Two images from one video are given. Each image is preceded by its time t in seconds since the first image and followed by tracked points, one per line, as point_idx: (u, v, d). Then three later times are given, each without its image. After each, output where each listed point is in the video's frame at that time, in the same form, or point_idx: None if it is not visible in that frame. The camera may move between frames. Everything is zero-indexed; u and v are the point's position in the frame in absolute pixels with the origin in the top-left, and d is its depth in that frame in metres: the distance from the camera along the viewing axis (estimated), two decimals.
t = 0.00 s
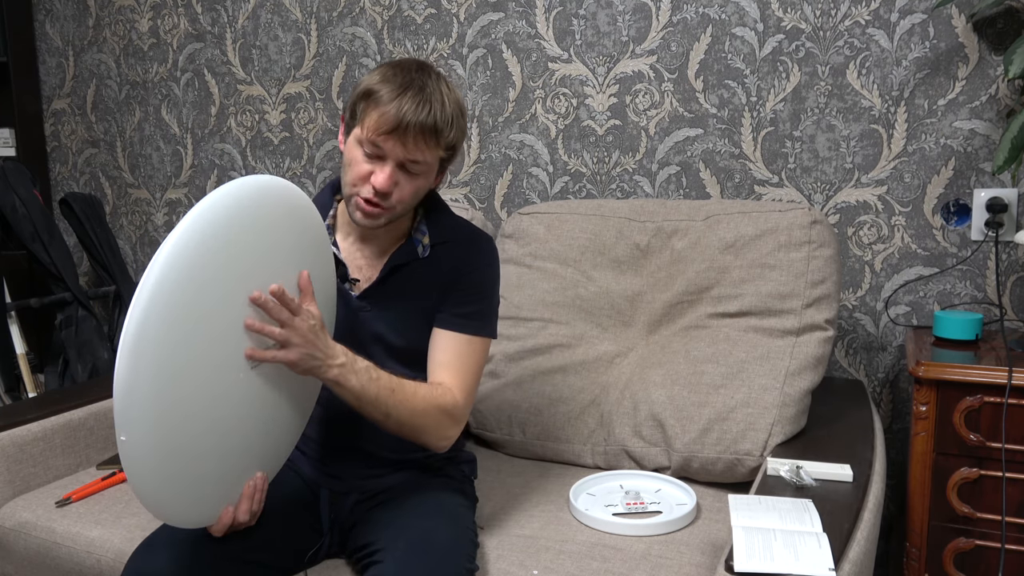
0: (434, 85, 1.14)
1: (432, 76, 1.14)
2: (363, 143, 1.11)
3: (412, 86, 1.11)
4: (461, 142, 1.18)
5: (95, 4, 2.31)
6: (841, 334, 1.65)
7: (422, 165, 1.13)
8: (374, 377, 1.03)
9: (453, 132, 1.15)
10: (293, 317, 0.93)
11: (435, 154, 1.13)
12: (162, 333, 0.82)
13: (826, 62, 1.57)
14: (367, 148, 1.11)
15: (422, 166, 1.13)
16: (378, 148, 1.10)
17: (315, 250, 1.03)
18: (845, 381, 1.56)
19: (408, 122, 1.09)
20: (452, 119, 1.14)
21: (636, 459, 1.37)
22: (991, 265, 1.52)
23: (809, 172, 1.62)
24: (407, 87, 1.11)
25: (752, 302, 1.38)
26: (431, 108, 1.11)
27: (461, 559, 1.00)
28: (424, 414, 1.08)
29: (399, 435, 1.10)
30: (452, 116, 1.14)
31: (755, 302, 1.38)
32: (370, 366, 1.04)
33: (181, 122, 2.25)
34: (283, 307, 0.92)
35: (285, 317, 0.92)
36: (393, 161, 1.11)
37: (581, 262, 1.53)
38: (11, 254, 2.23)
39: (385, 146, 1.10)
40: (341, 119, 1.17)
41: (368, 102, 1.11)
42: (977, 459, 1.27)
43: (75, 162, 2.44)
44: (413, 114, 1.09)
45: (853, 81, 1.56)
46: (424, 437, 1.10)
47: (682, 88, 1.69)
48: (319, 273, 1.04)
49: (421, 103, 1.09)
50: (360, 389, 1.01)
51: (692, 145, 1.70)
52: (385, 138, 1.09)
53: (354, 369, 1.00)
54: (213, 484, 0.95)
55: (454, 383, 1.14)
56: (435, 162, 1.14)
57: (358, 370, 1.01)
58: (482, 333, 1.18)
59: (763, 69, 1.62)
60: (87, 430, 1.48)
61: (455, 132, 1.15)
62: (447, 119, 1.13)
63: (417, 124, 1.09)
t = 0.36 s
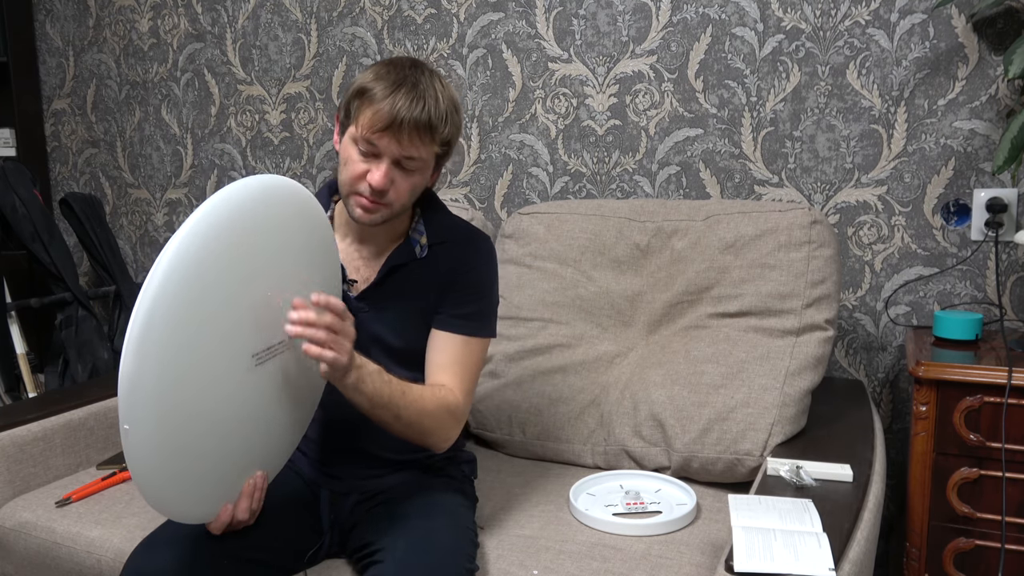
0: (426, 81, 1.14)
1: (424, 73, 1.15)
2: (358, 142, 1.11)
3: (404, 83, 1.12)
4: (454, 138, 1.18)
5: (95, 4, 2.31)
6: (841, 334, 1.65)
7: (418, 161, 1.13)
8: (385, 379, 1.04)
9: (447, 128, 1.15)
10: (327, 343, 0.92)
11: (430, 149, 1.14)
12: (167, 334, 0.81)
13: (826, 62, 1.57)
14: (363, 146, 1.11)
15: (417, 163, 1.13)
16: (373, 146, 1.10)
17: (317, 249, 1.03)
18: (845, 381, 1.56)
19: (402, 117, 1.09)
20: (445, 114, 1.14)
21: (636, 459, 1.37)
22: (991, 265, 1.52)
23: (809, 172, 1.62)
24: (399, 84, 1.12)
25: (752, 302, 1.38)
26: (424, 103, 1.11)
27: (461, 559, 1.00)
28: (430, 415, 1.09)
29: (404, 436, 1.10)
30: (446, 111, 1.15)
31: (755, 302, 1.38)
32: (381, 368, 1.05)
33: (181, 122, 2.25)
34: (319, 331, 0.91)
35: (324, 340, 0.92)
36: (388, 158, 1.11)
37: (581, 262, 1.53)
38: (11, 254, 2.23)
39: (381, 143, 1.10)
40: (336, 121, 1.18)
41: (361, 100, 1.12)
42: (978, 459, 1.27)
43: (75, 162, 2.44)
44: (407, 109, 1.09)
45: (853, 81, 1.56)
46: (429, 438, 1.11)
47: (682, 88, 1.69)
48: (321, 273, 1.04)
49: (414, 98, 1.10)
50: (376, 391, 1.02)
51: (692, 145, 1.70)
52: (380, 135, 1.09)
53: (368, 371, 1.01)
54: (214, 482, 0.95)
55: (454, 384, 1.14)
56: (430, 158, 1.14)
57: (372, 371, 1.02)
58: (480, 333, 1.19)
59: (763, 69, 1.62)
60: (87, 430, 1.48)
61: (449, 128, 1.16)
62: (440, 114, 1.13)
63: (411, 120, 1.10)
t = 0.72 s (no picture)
0: (419, 79, 1.14)
1: (416, 71, 1.15)
2: (353, 143, 1.11)
3: (398, 82, 1.12)
4: (449, 135, 1.18)
5: (94, 3, 2.31)
6: (841, 334, 1.65)
7: (414, 160, 1.13)
8: (392, 377, 1.03)
9: (442, 125, 1.16)
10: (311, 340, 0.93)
11: (425, 148, 1.14)
12: (190, 334, 0.82)
13: (826, 62, 1.57)
14: (359, 147, 1.11)
15: (413, 161, 1.13)
16: (368, 147, 1.10)
17: (331, 253, 1.03)
18: (845, 381, 1.56)
19: (397, 117, 1.09)
20: (439, 111, 1.14)
21: (636, 459, 1.37)
22: (991, 265, 1.52)
23: (809, 172, 1.62)
24: (393, 83, 1.12)
25: (752, 302, 1.38)
26: (418, 101, 1.11)
27: (462, 559, 1.01)
28: (435, 413, 1.08)
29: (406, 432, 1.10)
30: (440, 109, 1.15)
31: (755, 302, 1.38)
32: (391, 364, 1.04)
33: (181, 122, 2.25)
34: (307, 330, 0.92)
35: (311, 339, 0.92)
36: (384, 158, 1.11)
37: (581, 262, 1.53)
38: (11, 253, 2.23)
39: (376, 143, 1.10)
40: (329, 121, 1.17)
41: (355, 101, 1.11)
42: (978, 459, 1.27)
43: (75, 162, 2.44)
44: (402, 108, 1.09)
45: (853, 81, 1.56)
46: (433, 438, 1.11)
47: (682, 88, 1.69)
48: (333, 276, 1.05)
49: (407, 97, 1.10)
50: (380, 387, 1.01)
51: (692, 145, 1.70)
52: (375, 135, 1.09)
53: (375, 367, 1.00)
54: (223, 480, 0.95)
55: (457, 381, 1.14)
56: (426, 156, 1.15)
57: (379, 367, 1.01)
58: (481, 331, 1.18)
59: (763, 69, 1.62)
60: (88, 430, 1.48)
61: (443, 125, 1.16)
62: (435, 112, 1.13)
63: (407, 119, 1.10)
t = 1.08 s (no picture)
0: (416, 77, 1.14)
1: (414, 69, 1.15)
2: (351, 141, 1.11)
3: (395, 80, 1.12)
4: (446, 133, 1.18)
5: (95, 3, 2.31)
6: (841, 334, 1.65)
7: (411, 158, 1.13)
8: (393, 374, 1.03)
9: (439, 123, 1.16)
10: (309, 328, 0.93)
11: (423, 146, 1.14)
12: (193, 336, 0.82)
13: (826, 62, 1.57)
14: (356, 145, 1.11)
15: (410, 159, 1.13)
16: (366, 144, 1.10)
17: (329, 252, 1.03)
18: (845, 381, 1.56)
19: (395, 114, 1.09)
20: (437, 110, 1.14)
21: (636, 459, 1.37)
22: (991, 265, 1.52)
23: (809, 172, 1.62)
24: (390, 81, 1.12)
25: (752, 302, 1.38)
26: (415, 99, 1.11)
27: (462, 559, 1.01)
28: (434, 413, 1.08)
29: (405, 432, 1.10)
30: (437, 107, 1.15)
31: (755, 302, 1.38)
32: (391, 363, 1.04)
33: (181, 122, 2.25)
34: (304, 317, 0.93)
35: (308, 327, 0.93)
36: (381, 156, 1.11)
37: (581, 262, 1.53)
38: (11, 254, 2.23)
39: (374, 141, 1.10)
40: (327, 121, 1.18)
41: (353, 99, 1.12)
42: (978, 459, 1.27)
43: (75, 162, 2.44)
44: (399, 106, 1.10)
45: (853, 81, 1.56)
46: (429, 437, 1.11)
47: (682, 88, 1.69)
48: (330, 276, 1.05)
49: (405, 95, 1.10)
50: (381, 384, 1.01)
51: (692, 145, 1.70)
52: (373, 133, 1.09)
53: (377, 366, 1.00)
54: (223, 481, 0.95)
55: (455, 380, 1.14)
56: (423, 154, 1.15)
57: (381, 366, 1.01)
58: (478, 331, 1.18)
59: (763, 69, 1.62)
60: (87, 430, 1.48)
61: (441, 123, 1.16)
62: (432, 110, 1.13)
63: (404, 116, 1.10)
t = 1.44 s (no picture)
0: (416, 74, 1.15)
1: (413, 66, 1.15)
2: (351, 137, 1.11)
3: (395, 77, 1.12)
4: (446, 130, 1.18)
5: (95, 3, 2.31)
6: (841, 334, 1.65)
7: (411, 154, 1.13)
8: (398, 363, 1.05)
9: (439, 120, 1.16)
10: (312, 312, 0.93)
11: (423, 142, 1.14)
12: (193, 336, 0.82)
13: (826, 62, 1.57)
14: (356, 141, 1.11)
15: (410, 156, 1.13)
16: (366, 140, 1.10)
17: (324, 251, 1.03)
18: (845, 381, 1.56)
19: (394, 110, 1.09)
20: (436, 106, 1.15)
21: (636, 459, 1.37)
22: (991, 265, 1.52)
23: (809, 172, 1.62)
24: (390, 78, 1.12)
25: (752, 302, 1.38)
26: (415, 95, 1.12)
27: (462, 559, 1.01)
28: (441, 404, 1.09)
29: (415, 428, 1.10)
30: (437, 104, 1.15)
31: (755, 302, 1.38)
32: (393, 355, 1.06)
33: (181, 122, 2.25)
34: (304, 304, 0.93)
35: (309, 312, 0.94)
36: (381, 152, 1.11)
37: (581, 262, 1.53)
38: (11, 254, 2.23)
39: (374, 137, 1.10)
40: (328, 119, 1.18)
41: (353, 95, 1.12)
42: (978, 459, 1.27)
43: (74, 162, 2.44)
44: (399, 102, 1.10)
45: (853, 81, 1.56)
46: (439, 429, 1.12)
47: (682, 88, 1.69)
48: (327, 275, 1.05)
49: (405, 91, 1.10)
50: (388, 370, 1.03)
51: (692, 145, 1.70)
52: (373, 129, 1.10)
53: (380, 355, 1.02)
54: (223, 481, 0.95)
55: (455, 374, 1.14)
56: (424, 151, 1.15)
57: (385, 354, 1.03)
58: (478, 328, 1.19)
59: (763, 69, 1.62)
60: (87, 430, 1.48)
61: (441, 119, 1.16)
62: (432, 106, 1.14)
63: (404, 112, 1.10)
